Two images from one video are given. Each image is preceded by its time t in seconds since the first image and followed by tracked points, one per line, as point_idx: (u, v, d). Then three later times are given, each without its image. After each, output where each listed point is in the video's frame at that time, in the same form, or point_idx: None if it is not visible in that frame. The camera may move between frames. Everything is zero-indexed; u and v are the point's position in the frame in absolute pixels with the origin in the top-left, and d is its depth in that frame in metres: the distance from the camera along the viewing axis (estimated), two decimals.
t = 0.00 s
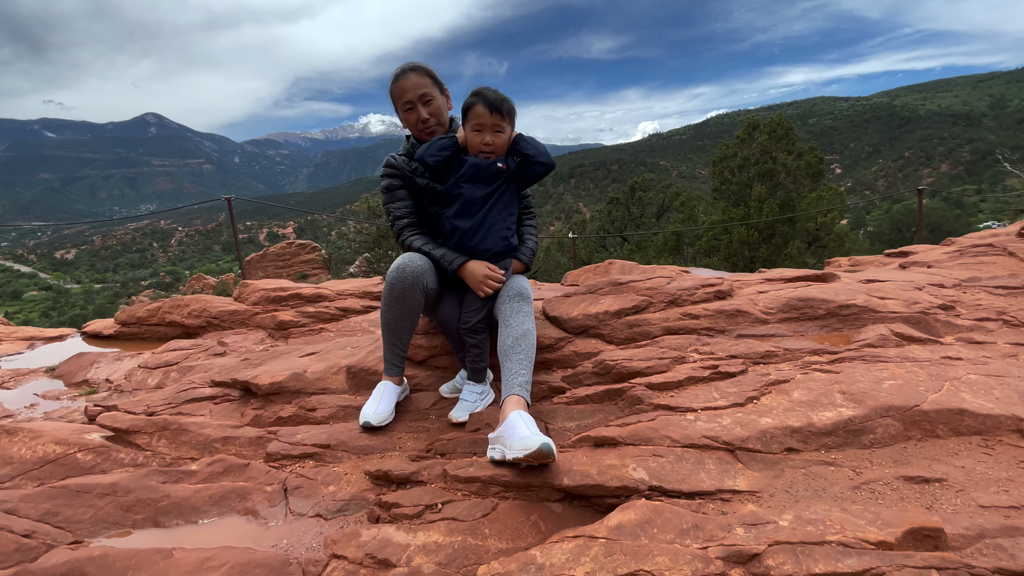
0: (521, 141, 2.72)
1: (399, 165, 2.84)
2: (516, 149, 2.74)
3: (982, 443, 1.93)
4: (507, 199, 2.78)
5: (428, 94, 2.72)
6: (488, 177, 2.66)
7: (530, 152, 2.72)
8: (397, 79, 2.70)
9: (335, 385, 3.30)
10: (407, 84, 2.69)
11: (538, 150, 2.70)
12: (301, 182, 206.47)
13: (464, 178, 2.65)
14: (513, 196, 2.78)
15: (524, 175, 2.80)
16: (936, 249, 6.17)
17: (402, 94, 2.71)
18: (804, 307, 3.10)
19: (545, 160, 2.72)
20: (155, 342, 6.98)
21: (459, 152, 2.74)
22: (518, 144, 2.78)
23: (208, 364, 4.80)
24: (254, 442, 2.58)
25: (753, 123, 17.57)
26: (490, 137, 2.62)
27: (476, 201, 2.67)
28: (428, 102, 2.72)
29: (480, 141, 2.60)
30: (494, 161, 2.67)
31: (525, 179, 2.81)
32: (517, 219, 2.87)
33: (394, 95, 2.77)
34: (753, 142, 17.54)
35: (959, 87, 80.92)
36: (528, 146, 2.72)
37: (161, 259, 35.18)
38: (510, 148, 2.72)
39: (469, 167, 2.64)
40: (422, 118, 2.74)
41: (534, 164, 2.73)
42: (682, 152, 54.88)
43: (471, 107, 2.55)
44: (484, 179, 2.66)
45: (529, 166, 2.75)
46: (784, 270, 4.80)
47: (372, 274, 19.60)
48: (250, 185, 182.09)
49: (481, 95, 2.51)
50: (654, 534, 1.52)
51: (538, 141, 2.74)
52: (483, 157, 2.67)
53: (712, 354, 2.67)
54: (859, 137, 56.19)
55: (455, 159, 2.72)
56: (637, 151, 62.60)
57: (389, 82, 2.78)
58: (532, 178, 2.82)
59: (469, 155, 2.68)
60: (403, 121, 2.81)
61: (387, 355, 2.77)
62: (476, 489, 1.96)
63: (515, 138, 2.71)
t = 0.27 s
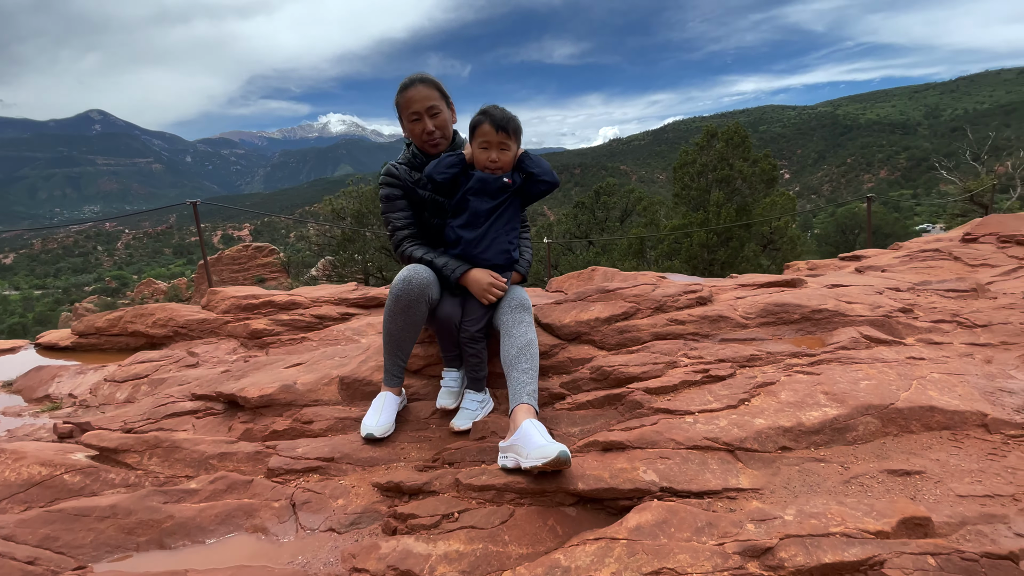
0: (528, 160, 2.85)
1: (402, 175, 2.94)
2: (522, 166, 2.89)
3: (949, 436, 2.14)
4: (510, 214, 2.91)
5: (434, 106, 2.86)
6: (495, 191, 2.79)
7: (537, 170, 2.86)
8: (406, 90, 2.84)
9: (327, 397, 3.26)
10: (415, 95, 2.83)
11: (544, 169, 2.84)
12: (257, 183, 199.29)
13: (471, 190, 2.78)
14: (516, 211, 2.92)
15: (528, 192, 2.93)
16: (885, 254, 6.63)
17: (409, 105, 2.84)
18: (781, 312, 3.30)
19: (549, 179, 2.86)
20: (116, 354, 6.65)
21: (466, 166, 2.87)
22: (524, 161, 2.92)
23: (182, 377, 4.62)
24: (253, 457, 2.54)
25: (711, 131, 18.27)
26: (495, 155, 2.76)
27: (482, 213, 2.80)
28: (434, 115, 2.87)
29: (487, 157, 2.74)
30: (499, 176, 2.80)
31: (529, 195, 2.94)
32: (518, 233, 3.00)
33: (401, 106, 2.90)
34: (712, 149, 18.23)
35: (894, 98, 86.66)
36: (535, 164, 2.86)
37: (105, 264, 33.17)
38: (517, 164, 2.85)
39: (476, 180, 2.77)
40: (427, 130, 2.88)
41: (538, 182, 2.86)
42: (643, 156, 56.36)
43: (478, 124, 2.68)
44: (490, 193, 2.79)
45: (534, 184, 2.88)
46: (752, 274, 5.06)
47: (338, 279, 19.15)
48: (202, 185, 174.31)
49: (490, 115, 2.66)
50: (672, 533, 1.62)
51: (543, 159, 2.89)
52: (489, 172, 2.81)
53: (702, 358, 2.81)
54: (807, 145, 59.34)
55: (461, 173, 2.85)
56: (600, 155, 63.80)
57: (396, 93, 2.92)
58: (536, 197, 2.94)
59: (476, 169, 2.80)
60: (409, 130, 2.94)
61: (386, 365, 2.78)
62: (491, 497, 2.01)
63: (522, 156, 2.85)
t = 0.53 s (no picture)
0: (522, 169, 2.93)
1: (399, 184, 2.98)
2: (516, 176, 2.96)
3: (923, 432, 2.32)
4: (509, 222, 2.95)
5: (434, 119, 2.92)
6: (492, 199, 2.83)
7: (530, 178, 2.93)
8: (406, 102, 2.89)
9: (318, 409, 3.20)
10: (415, 107, 2.87)
11: (539, 177, 2.91)
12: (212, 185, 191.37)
13: (469, 199, 2.82)
14: (514, 220, 2.97)
15: (525, 200, 2.99)
16: (844, 257, 7.03)
17: (409, 116, 2.89)
18: (761, 316, 3.45)
19: (545, 188, 2.93)
20: (73, 367, 6.29)
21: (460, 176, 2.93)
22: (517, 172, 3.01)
23: (153, 392, 4.42)
24: (248, 475, 2.47)
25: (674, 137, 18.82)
26: (490, 165, 2.82)
27: (481, 222, 2.84)
28: (434, 127, 2.92)
29: (481, 168, 2.80)
30: (494, 185, 2.85)
31: (525, 203, 3.00)
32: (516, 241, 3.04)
33: (400, 117, 2.95)
34: (675, 155, 18.78)
35: (840, 107, 91.64)
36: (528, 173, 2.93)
37: (45, 270, 31.06)
38: (511, 174, 2.93)
39: (471, 190, 2.82)
40: (426, 141, 2.93)
41: (535, 190, 2.92)
42: (607, 160, 57.41)
43: (471, 138, 2.76)
44: (487, 201, 2.84)
45: (530, 192, 2.94)
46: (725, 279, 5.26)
47: (303, 284, 18.61)
48: (152, 186, 166.09)
49: (483, 128, 2.72)
50: (685, 534, 1.69)
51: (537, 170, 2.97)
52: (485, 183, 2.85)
53: (692, 362, 2.91)
54: (761, 150, 61.98)
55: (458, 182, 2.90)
56: (565, 159, 64.58)
57: (397, 104, 2.97)
58: (532, 205, 3.01)
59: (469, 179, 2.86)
60: (407, 141, 2.99)
61: (381, 376, 2.74)
62: (501, 506, 2.04)
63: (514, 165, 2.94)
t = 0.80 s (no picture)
0: (516, 167, 2.88)
1: (397, 185, 2.92)
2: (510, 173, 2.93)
3: (915, 420, 2.44)
4: (505, 220, 2.90)
5: (435, 117, 2.87)
6: (488, 198, 2.77)
7: (525, 176, 2.88)
8: (405, 100, 2.84)
9: (313, 416, 3.09)
10: (416, 105, 2.82)
11: (531, 172, 2.89)
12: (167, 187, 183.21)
13: (464, 198, 2.76)
14: (511, 218, 2.91)
15: (518, 195, 2.97)
16: (813, 257, 7.32)
17: (408, 115, 2.84)
18: (751, 313, 3.55)
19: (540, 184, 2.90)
20: (32, 380, 5.90)
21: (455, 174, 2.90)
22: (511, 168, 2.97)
23: (125, 404, 4.19)
24: (248, 486, 2.37)
25: (642, 142, 19.23)
26: (484, 160, 2.81)
27: (476, 220, 2.77)
28: (434, 126, 2.87)
29: (476, 163, 2.79)
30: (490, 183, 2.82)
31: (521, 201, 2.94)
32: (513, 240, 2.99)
33: (400, 116, 2.90)
34: (644, 159, 19.20)
35: (795, 114, 95.83)
36: (523, 171, 2.88)
37: None
38: (505, 170, 2.90)
39: (468, 188, 2.76)
40: (426, 140, 2.89)
41: (527, 182, 2.90)
42: (576, 164, 58.13)
43: (465, 133, 2.78)
44: (483, 199, 2.77)
45: (523, 185, 2.92)
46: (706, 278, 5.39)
47: (269, 289, 17.94)
48: (101, 188, 157.73)
49: (479, 126, 2.74)
50: (711, 527, 1.72)
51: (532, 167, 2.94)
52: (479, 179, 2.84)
53: (691, 359, 2.97)
54: (722, 155, 64.12)
55: (454, 180, 2.85)
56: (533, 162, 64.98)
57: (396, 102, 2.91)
58: (524, 198, 2.99)
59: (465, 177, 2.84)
60: (407, 140, 2.94)
61: (385, 381, 2.68)
62: (521, 508, 2.02)
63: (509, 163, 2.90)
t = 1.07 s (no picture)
0: (504, 172, 2.84)
1: (385, 189, 2.87)
2: (498, 177, 2.88)
3: (894, 412, 2.55)
4: (494, 226, 2.87)
5: (421, 121, 2.82)
6: (477, 204, 2.74)
7: (513, 181, 2.83)
8: (389, 103, 2.78)
9: (300, 425, 3.00)
10: (400, 108, 2.77)
11: (519, 177, 2.81)
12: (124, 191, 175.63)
13: (453, 204, 2.71)
14: (499, 223, 2.88)
15: (504, 201, 2.88)
16: (783, 257, 7.57)
17: (393, 118, 2.79)
18: (733, 312, 3.64)
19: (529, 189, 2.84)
20: None
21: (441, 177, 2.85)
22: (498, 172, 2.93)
23: (93, 419, 3.99)
24: (237, 501, 2.28)
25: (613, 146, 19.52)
26: (472, 164, 2.76)
27: (466, 227, 2.73)
28: (420, 129, 2.83)
29: (463, 163, 2.75)
30: (478, 188, 2.77)
31: (509, 206, 2.90)
32: (503, 245, 2.96)
33: (384, 120, 2.85)
34: (615, 163, 19.49)
35: (757, 120, 99.19)
36: (511, 175, 2.83)
37: None
38: (492, 175, 2.86)
39: (456, 194, 2.72)
40: (412, 144, 2.84)
41: (514, 190, 2.81)
42: (548, 167, 58.61)
43: (453, 134, 2.74)
44: (472, 205, 2.74)
45: (509, 192, 2.84)
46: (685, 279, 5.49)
47: (236, 295, 17.31)
48: (51, 192, 149.94)
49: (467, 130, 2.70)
50: (715, 522, 1.75)
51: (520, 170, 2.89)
52: (467, 182, 2.79)
53: (680, 359, 3.02)
54: (689, 159, 65.85)
55: (441, 184, 2.80)
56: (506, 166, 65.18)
57: (380, 105, 2.85)
58: (512, 206, 2.90)
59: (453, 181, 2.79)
60: (392, 143, 2.88)
61: (377, 387, 2.63)
62: (523, 511, 2.02)
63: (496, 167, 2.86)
